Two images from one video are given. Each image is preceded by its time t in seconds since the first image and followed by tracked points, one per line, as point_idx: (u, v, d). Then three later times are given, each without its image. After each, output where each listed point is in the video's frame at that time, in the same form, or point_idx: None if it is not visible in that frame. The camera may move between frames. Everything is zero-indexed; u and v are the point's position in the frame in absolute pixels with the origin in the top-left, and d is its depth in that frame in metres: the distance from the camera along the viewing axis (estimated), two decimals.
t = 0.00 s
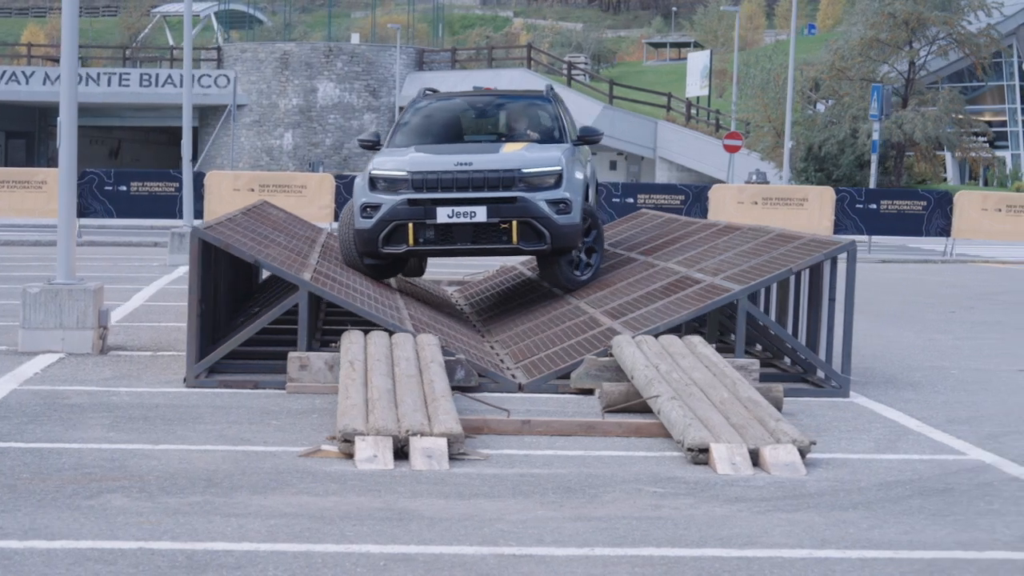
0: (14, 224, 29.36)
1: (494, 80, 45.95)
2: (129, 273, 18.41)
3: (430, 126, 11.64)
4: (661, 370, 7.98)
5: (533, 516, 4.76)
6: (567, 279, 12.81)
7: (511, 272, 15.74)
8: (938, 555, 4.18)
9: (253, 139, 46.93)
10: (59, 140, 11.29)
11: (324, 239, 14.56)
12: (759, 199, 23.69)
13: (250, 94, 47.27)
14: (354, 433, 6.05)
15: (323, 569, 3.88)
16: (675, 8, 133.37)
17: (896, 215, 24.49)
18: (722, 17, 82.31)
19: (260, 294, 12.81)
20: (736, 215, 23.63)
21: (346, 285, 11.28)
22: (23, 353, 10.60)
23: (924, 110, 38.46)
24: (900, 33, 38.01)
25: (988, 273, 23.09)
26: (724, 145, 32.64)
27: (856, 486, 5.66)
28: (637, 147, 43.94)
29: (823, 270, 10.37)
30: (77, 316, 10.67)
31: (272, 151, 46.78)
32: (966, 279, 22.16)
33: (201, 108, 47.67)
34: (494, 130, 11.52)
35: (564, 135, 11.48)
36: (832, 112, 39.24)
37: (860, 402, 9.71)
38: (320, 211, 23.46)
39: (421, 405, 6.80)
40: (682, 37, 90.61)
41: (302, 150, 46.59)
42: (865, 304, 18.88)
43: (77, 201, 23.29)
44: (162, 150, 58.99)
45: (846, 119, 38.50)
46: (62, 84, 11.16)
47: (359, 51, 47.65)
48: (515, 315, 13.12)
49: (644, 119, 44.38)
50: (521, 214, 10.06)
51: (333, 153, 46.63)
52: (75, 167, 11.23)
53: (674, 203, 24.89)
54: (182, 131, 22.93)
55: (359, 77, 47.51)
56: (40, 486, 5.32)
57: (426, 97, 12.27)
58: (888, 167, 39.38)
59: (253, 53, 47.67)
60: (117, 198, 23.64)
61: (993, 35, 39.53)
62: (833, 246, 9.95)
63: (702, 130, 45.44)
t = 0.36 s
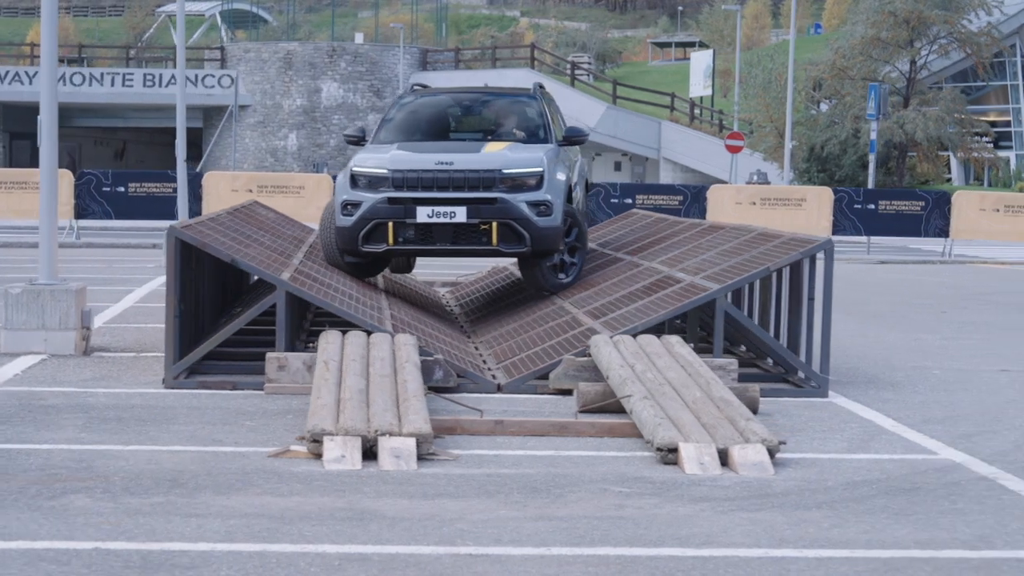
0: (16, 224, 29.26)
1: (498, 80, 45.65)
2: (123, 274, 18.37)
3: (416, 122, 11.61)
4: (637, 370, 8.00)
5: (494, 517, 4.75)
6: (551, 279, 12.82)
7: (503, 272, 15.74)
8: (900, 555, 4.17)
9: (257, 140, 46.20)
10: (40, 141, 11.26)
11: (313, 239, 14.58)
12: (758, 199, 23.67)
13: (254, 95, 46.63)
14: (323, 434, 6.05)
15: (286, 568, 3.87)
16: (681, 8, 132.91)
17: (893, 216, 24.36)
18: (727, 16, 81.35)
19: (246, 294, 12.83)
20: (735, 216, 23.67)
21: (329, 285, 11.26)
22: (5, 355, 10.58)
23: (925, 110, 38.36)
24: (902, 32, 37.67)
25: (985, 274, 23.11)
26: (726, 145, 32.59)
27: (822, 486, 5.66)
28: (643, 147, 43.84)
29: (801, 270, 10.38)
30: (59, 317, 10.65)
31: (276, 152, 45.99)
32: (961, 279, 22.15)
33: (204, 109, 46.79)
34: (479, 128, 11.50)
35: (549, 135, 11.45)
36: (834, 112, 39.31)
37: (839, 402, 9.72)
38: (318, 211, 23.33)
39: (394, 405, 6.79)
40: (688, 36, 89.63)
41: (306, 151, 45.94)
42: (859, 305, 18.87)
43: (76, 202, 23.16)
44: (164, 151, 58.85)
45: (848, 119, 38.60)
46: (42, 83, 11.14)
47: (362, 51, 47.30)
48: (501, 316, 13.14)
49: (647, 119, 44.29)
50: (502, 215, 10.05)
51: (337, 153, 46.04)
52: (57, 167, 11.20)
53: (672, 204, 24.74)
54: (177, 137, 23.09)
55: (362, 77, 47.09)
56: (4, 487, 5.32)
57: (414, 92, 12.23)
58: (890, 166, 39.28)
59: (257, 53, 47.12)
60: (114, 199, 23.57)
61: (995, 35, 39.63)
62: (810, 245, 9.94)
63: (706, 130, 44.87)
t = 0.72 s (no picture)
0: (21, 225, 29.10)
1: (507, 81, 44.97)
2: (121, 274, 18.36)
3: (404, 123, 11.56)
4: (614, 370, 8.12)
5: (456, 517, 4.76)
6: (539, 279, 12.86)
7: (496, 271, 15.76)
8: (858, 556, 4.18)
9: (266, 140, 45.62)
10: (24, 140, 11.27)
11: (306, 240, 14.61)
12: (759, 199, 23.69)
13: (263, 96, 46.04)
14: (293, 434, 6.06)
15: (244, 568, 3.89)
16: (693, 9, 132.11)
17: (895, 215, 24.21)
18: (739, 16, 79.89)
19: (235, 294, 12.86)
20: (738, 215, 23.65)
21: (315, 285, 11.28)
22: None
23: (931, 109, 37.94)
24: (907, 33, 37.45)
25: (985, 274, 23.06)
26: (733, 146, 32.55)
27: (788, 486, 5.68)
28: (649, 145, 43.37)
29: (783, 271, 10.44)
30: (46, 317, 10.66)
31: (286, 152, 45.44)
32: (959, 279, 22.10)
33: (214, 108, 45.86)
34: (466, 130, 11.45)
35: (535, 138, 11.42)
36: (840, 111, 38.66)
37: (819, 402, 9.74)
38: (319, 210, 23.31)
39: (368, 406, 6.81)
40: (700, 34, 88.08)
41: (317, 150, 45.54)
42: (853, 305, 18.82)
43: (79, 201, 23.21)
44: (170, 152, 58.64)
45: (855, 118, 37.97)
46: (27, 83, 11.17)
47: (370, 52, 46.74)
48: (489, 316, 13.17)
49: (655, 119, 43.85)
50: (485, 218, 10.03)
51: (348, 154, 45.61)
52: (42, 167, 11.21)
53: (674, 203, 24.43)
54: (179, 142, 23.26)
55: (371, 77, 46.77)
56: None
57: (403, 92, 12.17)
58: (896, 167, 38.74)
59: (266, 54, 46.44)
60: (118, 199, 23.61)
61: (999, 35, 39.33)
62: (790, 247, 10.04)
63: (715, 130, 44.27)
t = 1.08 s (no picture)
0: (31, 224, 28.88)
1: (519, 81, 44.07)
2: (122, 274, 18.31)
3: (398, 121, 11.40)
4: (596, 369, 8.23)
5: (422, 517, 4.76)
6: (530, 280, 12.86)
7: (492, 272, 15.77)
8: (819, 555, 4.18)
9: (280, 140, 44.77)
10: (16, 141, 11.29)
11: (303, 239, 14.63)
12: (766, 199, 23.78)
13: (277, 96, 45.27)
14: (268, 434, 6.08)
15: (203, 567, 3.91)
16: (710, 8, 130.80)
17: (902, 215, 23.81)
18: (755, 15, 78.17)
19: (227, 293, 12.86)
20: (743, 215, 23.72)
21: (303, 285, 11.25)
22: None
23: (942, 109, 37.25)
24: (917, 34, 36.70)
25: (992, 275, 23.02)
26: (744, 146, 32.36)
27: (758, 486, 5.69)
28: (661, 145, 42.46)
29: (769, 273, 10.47)
30: (36, 317, 10.67)
31: (299, 152, 44.40)
32: (964, 279, 21.99)
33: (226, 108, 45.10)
34: (460, 131, 11.30)
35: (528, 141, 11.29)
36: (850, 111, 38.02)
37: (803, 402, 9.78)
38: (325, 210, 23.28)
39: (344, 407, 6.83)
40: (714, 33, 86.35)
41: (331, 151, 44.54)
42: (853, 305, 18.76)
43: (87, 201, 23.18)
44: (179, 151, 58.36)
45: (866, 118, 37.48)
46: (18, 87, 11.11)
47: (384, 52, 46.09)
48: (479, 316, 13.20)
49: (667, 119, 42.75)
50: (474, 219, 9.48)
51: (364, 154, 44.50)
52: (34, 167, 11.21)
53: (681, 203, 23.97)
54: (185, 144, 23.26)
55: (384, 78, 46.00)
56: None
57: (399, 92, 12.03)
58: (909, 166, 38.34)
59: (279, 54, 45.49)
60: (125, 199, 23.45)
61: (1010, 36, 38.59)
62: (774, 248, 10.09)
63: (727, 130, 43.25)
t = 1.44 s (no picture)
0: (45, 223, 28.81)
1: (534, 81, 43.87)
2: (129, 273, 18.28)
3: (392, 122, 11.01)
4: (580, 370, 8.26)
5: (392, 517, 4.78)
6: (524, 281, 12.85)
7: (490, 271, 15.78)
8: (783, 556, 4.19)
9: (299, 139, 44.46)
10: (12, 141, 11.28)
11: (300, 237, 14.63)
12: (777, 199, 23.69)
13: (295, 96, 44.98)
14: (247, 434, 6.09)
15: (166, 566, 3.93)
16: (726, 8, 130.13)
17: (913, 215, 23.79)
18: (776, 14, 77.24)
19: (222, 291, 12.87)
20: (754, 215, 23.73)
21: (295, 284, 11.22)
22: None
23: (956, 109, 37.05)
24: (931, 34, 36.55)
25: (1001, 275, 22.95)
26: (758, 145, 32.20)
27: (733, 485, 5.70)
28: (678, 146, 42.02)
29: (760, 273, 10.50)
30: (32, 316, 10.70)
31: (317, 151, 43.99)
32: (970, 279, 21.92)
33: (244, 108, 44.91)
34: (454, 134, 10.87)
35: (523, 144, 10.82)
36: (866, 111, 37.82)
37: (792, 402, 9.79)
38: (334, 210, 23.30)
39: (326, 407, 6.84)
40: (735, 32, 85.28)
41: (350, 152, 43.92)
42: (854, 305, 18.73)
43: (100, 200, 23.34)
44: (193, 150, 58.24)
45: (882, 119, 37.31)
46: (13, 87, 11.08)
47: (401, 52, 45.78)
48: (474, 315, 13.22)
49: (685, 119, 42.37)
50: (464, 223, 9.37)
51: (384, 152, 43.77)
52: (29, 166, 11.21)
53: (691, 203, 24.01)
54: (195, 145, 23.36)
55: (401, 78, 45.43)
56: None
57: (397, 88, 11.61)
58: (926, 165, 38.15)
59: (297, 54, 45.16)
60: (138, 199, 23.57)
61: None
62: (762, 248, 10.13)
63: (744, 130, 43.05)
